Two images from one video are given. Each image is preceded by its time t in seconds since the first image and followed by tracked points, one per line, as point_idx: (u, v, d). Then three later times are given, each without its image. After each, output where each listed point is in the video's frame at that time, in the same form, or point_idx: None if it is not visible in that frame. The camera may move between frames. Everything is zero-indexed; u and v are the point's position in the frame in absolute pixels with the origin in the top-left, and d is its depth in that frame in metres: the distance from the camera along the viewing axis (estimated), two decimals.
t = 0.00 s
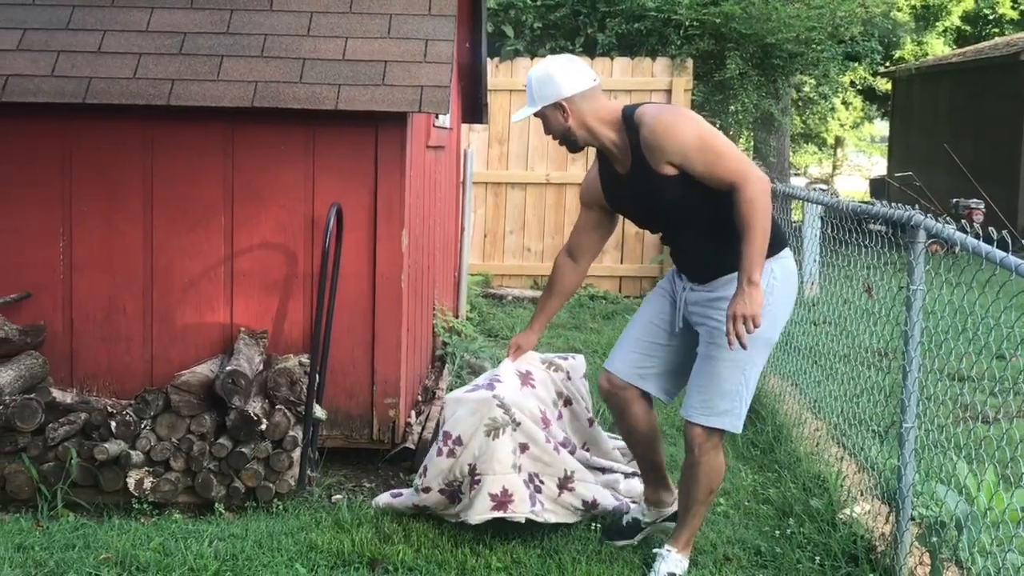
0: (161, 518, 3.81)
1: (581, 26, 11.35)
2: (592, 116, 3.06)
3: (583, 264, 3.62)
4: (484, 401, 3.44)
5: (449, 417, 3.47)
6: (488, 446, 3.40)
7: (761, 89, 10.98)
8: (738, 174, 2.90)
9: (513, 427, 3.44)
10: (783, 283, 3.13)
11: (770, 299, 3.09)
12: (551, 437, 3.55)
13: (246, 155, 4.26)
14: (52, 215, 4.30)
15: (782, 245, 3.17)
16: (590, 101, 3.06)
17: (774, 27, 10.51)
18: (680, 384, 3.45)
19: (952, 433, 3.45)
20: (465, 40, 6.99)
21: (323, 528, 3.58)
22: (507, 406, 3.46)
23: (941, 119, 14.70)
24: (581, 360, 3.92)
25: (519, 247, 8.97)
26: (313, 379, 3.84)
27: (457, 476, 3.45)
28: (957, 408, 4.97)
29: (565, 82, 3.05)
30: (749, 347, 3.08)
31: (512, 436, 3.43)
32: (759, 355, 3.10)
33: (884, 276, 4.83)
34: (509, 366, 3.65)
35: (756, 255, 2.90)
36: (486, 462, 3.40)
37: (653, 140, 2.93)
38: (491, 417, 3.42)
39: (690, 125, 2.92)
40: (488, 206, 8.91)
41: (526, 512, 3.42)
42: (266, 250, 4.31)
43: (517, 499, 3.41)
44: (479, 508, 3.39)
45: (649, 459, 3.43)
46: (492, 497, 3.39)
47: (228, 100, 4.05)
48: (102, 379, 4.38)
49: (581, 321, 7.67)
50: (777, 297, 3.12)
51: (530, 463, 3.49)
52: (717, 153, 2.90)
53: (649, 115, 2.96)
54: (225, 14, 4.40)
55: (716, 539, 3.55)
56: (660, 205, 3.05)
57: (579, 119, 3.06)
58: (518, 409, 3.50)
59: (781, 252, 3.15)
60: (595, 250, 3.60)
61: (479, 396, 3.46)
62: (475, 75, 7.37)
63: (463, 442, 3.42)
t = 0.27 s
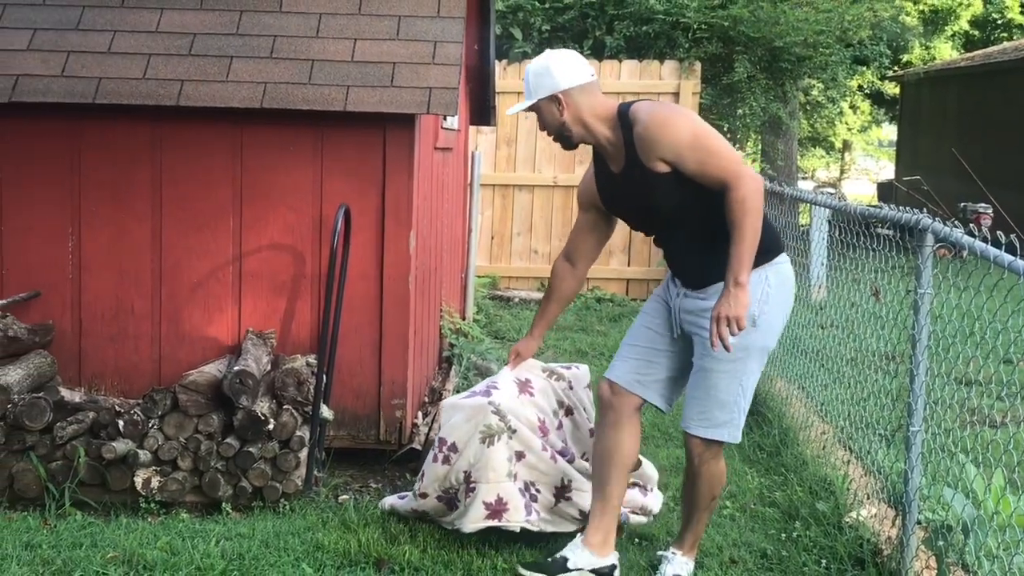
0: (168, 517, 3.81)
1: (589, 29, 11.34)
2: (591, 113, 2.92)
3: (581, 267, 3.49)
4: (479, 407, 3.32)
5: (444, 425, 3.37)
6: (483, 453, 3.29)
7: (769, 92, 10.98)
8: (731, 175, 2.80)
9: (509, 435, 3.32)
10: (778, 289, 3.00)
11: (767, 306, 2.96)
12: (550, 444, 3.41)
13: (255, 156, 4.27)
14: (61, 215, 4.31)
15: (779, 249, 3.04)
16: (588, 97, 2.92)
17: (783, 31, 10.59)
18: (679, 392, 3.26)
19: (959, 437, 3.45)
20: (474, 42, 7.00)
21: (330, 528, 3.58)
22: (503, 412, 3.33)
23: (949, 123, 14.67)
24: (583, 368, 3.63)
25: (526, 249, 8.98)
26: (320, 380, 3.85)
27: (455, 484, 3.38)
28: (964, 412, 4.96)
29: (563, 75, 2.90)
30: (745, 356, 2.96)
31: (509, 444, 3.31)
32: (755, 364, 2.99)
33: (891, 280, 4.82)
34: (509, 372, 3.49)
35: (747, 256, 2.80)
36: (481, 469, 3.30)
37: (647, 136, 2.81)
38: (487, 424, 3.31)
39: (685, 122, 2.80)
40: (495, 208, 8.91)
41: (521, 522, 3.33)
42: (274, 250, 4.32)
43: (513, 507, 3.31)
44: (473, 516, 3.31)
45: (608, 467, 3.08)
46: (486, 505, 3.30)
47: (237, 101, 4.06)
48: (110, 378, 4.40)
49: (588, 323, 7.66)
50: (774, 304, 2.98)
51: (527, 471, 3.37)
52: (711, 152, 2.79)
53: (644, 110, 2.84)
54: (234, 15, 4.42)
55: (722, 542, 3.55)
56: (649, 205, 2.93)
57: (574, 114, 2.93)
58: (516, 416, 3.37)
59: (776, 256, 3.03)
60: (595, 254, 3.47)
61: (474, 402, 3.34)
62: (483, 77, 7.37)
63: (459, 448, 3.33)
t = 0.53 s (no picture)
0: (174, 518, 3.83)
1: (597, 33, 11.30)
2: (569, 109, 2.86)
3: (571, 270, 3.44)
4: (467, 415, 3.34)
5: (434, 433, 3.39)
6: (471, 461, 3.30)
7: (776, 98, 10.98)
8: (699, 180, 2.69)
9: (497, 442, 3.33)
10: (749, 300, 2.90)
11: (738, 319, 2.86)
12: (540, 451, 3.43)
13: (263, 159, 4.29)
14: (70, 216, 4.34)
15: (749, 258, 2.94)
16: (564, 92, 2.86)
17: (790, 37, 10.67)
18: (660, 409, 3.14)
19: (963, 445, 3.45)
20: (481, 46, 7.02)
21: (335, 531, 3.59)
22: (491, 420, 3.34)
23: (956, 130, 14.65)
24: (580, 372, 3.72)
25: (532, 252, 8.98)
26: (326, 382, 3.86)
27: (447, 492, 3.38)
28: (969, 420, 4.96)
29: (539, 66, 2.84)
30: (718, 372, 2.87)
31: (497, 450, 3.33)
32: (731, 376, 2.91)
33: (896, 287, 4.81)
34: (499, 378, 3.52)
35: (712, 261, 2.68)
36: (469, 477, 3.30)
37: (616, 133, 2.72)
38: (475, 432, 3.32)
39: (655, 122, 2.70)
40: (502, 212, 8.92)
41: (513, 531, 3.33)
42: (281, 253, 4.33)
43: (502, 516, 3.31)
44: (464, 524, 3.29)
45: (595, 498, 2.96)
46: (476, 513, 3.29)
47: (245, 104, 4.09)
48: (118, 379, 4.42)
49: (594, 328, 7.67)
50: (745, 316, 2.89)
51: (518, 479, 3.38)
52: (679, 153, 2.69)
53: (615, 110, 2.76)
54: (243, 19, 4.44)
55: (726, 548, 3.55)
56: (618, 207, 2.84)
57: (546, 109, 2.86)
58: (505, 424, 3.39)
59: (746, 267, 2.92)
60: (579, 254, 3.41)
61: (462, 409, 3.36)
62: (491, 81, 7.39)
63: (449, 456, 3.35)
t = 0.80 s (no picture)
0: (182, 517, 3.84)
1: (609, 36, 11.32)
2: (535, 100, 2.80)
3: (555, 269, 3.35)
4: (445, 408, 3.43)
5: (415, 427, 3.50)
6: (448, 455, 3.38)
7: (788, 102, 10.92)
8: (655, 175, 2.59)
9: (475, 436, 3.41)
10: (711, 301, 2.82)
11: (699, 318, 2.78)
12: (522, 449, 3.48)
13: (273, 159, 4.31)
14: (81, 215, 4.35)
15: (715, 261, 2.86)
16: (532, 83, 2.80)
17: (802, 41, 10.60)
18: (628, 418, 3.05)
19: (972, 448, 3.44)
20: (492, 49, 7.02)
21: (342, 530, 3.60)
22: (468, 414, 3.43)
23: (969, 134, 14.56)
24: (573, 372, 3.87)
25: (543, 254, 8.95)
26: (335, 382, 3.87)
27: (428, 485, 3.46)
28: (980, 426, 4.93)
29: (508, 56, 2.79)
30: (676, 370, 2.77)
31: (475, 445, 3.40)
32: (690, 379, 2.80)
33: (906, 291, 4.79)
34: (483, 375, 3.61)
35: (663, 263, 2.60)
36: (445, 471, 3.37)
37: (576, 127, 2.65)
38: (452, 425, 3.41)
39: (616, 116, 2.62)
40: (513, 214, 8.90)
41: (490, 527, 3.35)
42: (291, 253, 4.34)
43: (479, 511, 3.35)
44: (438, 520, 3.33)
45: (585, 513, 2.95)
46: (451, 508, 3.33)
47: (257, 104, 4.11)
48: (127, 378, 4.43)
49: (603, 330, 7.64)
50: (707, 317, 2.80)
51: (497, 476, 3.43)
52: (637, 149, 2.60)
53: (578, 103, 2.69)
54: (255, 19, 4.45)
55: (734, 552, 3.54)
56: (579, 203, 2.76)
57: (513, 100, 2.79)
58: (485, 419, 3.47)
59: (710, 267, 2.84)
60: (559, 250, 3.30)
61: (441, 403, 3.45)
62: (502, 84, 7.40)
63: (429, 448, 3.45)
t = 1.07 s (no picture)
0: (206, 509, 3.88)
1: (636, 34, 11.34)
2: (532, 83, 2.74)
3: (552, 258, 3.23)
4: (431, 397, 3.34)
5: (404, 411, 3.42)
6: (432, 445, 3.29)
7: (815, 101, 10.86)
8: (639, 161, 2.53)
9: (461, 428, 3.32)
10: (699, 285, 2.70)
11: (678, 296, 2.67)
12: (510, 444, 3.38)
13: (299, 155, 4.35)
14: (110, 210, 4.41)
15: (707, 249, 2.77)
16: (532, 64, 2.76)
17: (830, 39, 10.52)
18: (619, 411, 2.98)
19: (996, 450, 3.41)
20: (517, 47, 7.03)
21: (364, 525, 3.62)
22: (454, 403, 3.32)
23: (1000, 134, 14.41)
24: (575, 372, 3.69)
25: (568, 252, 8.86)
26: (358, 377, 3.90)
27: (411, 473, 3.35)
28: (1005, 428, 4.90)
29: (513, 36, 2.76)
30: (642, 342, 2.64)
31: (459, 436, 3.31)
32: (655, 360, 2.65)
33: (931, 291, 4.75)
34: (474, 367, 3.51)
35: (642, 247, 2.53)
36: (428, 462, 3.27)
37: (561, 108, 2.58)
38: (436, 414, 3.32)
39: (602, 97, 2.55)
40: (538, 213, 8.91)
41: (470, 520, 3.26)
42: (316, 249, 4.38)
43: (460, 504, 3.26)
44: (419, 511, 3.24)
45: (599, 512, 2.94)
46: (432, 498, 3.24)
47: (283, 101, 4.14)
48: (154, 372, 4.47)
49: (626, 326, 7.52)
50: (689, 298, 2.68)
51: (482, 469, 3.32)
52: (623, 132, 2.53)
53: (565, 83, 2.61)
54: (282, 16, 4.49)
55: (754, 551, 3.56)
56: (562, 186, 2.69)
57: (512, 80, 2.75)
58: (471, 408, 3.37)
59: (697, 253, 2.74)
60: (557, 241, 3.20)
61: (428, 391, 3.36)
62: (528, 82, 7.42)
63: (415, 436, 3.35)
